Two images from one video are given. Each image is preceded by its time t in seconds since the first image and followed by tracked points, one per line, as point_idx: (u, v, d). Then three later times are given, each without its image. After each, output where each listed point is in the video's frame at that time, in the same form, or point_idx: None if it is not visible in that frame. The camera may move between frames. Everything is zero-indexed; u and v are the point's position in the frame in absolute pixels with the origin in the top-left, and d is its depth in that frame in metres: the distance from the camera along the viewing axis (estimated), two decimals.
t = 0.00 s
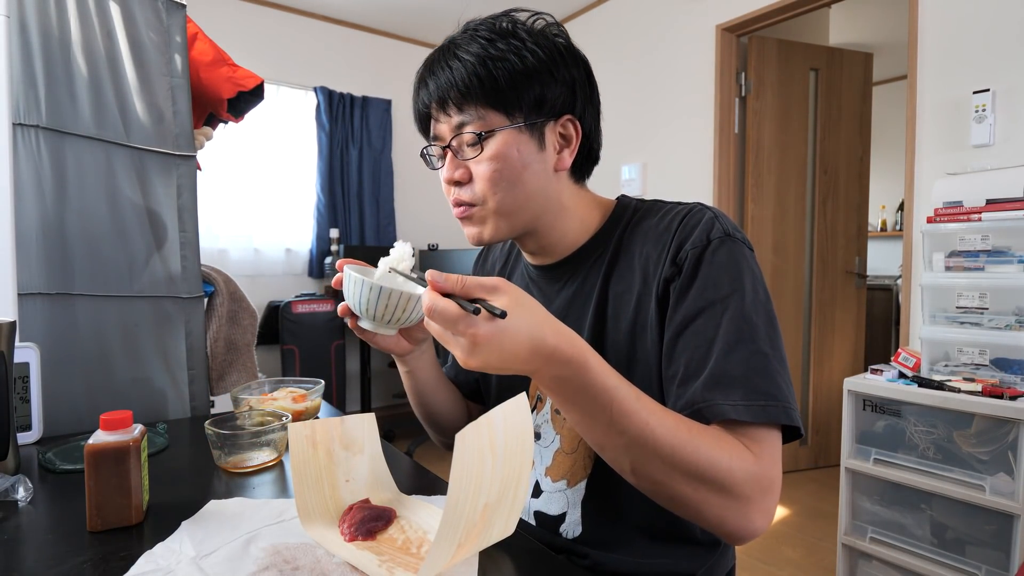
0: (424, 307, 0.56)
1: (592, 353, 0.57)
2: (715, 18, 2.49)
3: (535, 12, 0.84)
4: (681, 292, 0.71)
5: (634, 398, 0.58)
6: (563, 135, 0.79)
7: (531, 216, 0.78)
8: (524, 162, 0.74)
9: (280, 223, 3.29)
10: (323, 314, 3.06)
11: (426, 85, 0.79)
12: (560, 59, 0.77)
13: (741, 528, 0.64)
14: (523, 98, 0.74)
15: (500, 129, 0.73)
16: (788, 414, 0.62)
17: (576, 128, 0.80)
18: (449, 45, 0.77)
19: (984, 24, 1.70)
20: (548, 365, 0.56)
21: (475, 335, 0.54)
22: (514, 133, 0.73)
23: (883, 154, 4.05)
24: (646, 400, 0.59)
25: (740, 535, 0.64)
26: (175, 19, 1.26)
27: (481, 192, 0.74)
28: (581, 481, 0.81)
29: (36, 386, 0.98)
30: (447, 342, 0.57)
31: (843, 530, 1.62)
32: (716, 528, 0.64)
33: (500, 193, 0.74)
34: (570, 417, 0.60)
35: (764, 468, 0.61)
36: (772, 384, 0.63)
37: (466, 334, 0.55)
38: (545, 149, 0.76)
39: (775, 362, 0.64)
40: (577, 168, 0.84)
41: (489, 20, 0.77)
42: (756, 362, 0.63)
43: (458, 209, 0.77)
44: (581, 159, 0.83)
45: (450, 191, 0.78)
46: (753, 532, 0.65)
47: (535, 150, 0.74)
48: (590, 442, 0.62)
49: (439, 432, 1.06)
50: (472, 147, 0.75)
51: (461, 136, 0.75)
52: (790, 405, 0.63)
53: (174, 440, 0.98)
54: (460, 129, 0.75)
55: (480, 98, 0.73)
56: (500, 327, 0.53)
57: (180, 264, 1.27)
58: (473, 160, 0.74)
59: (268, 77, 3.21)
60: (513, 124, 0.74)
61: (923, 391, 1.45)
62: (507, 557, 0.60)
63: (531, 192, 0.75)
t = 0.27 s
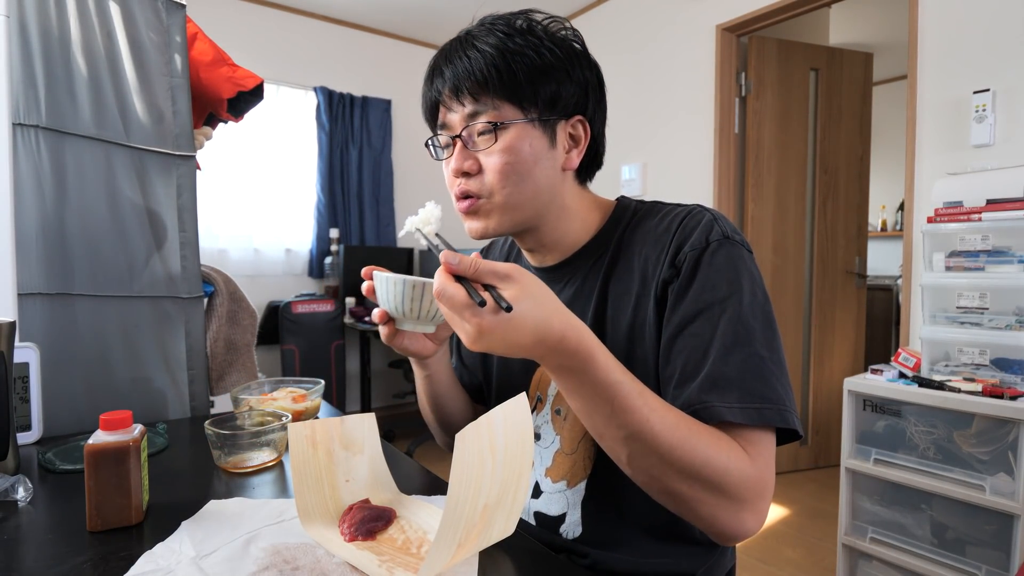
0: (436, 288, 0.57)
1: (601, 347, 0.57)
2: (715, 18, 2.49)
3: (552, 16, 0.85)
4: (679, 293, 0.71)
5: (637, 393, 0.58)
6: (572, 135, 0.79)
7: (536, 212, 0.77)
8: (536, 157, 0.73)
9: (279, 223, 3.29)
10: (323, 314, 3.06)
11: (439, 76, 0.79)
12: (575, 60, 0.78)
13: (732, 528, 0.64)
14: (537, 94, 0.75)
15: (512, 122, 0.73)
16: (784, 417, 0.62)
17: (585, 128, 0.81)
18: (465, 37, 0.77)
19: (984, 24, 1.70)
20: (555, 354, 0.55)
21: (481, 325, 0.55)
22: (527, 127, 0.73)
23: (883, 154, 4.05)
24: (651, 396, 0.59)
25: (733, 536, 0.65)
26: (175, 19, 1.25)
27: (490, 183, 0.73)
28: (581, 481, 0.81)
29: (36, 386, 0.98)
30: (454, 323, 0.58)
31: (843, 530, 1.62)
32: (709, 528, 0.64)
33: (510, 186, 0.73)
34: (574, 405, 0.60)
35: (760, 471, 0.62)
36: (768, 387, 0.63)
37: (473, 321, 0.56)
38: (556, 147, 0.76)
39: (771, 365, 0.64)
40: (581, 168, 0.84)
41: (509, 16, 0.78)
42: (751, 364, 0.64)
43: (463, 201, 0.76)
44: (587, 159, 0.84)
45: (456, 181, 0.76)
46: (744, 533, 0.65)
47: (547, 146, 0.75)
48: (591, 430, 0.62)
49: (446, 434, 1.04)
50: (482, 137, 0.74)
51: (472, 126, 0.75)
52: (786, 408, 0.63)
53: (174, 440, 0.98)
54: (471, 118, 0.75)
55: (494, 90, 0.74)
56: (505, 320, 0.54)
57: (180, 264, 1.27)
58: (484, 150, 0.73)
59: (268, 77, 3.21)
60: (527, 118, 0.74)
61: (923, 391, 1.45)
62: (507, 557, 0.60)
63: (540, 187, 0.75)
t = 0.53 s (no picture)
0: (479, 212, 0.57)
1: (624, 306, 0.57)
2: (715, 18, 2.49)
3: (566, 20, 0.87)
4: (675, 292, 0.70)
5: (655, 360, 0.57)
6: (581, 133, 0.79)
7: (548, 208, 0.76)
8: (553, 148, 0.73)
9: (279, 223, 3.29)
10: (323, 314, 3.06)
11: (454, 63, 0.79)
12: (592, 59, 0.79)
13: (730, 522, 0.62)
14: (557, 88, 0.75)
15: (530, 110, 0.72)
16: (780, 418, 0.62)
17: (594, 129, 0.81)
18: (485, 25, 0.78)
19: (984, 24, 1.70)
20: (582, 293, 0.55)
21: (512, 248, 0.54)
22: (544, 117, 0.73)
23: (883, 154, 4.05)
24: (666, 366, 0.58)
25: (730, 536, 0.63)
26: (175, 19, 1.25)
27: (506, 171, 0.72)
28: (581, 482, 0.81)
29: (36, 386, 0.98)
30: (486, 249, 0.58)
31: (843, 530, 1.62)
32: (707, 524, 0.62)
33: (525, 176, 0.72)
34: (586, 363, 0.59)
35: (761, 462, 0.61)
36: (762, 386, 0.62)
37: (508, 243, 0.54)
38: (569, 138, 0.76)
39: (764, 364, 0.64)
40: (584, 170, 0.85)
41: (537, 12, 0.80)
42: (746, 361, 0.63)
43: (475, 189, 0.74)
44: (592, 159, 0.84)
45: (468, 168, 0.74)
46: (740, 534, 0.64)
47: (562, 138, 0.74)
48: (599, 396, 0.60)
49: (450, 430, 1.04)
50: (500, 123, 0.73)
51: (489, 112, 0.74)
52: (779, 408, 0.62)
53: (174, 440, 0.98)
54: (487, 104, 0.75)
55: (515, 77, 0.74)
56: (537, 246, 0.54)
57: (180, 264, 1.27)
58: (500, 137, 0.72)
59: (268, 77, 3.21)
60: (545, 108, 0.74)
61: (923, 391, 1.45)
62: (507, 557, 0.60)
63: (556, 179, 0.74)
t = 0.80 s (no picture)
0: (508, 243, 0.50)
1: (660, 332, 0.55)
2: (715, 18, 2.49)
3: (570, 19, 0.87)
4: (687, 298, 0.71)
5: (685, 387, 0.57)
6: (590, 134, 0.80)
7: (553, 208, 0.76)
8: (562, 149, 0.74)
9: (279, 223, 3.29)
10: (323, 314, 3.06)
11: (461, 63, 0.79)
12: (600, 58, 0.80)
13: (751, 531, 0.64)
14: (567, 88, 0.75)
15: (540, 111, 0.73)
16: (796, 425, 0.64)
17: (601, 129, 0.82)
18: (494, 23, 0.78)
19: (984, 24, 1.70)
20: (622, 328, 0.52)
21: (555, 290, 0.50)
22: (552, 120, 0.73)
23: (883, 154, 4.05)
24: (697, 394, 0.58)
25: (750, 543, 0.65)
26: (175, 19, 1.25)
27: (512, 171, 0.72)
28: (582, 484, 0.81)
29: (36, 386, 0.98)
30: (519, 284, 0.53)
31: (843, 530, 1.62)
32: (729, 536, 0.64)
33: (532, 176, 0.72)
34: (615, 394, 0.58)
35: (778, 473, 0.63)
36: (782, 393, 0.64)
37: (547, 285, 0.50)
38: (579, 141, 0.77)
39: (779, 372, 0.65)
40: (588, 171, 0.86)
41: (547, 10, 0.80)
42: (762, 370, 0.64)
43: (479, 187, 0.73)
44: (598, 160, 0.85)
45: (473, 167, 0.73)
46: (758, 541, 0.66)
47: (570, 140, 0.75)
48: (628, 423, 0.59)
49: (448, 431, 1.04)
50: (508, 125, 0.74)
51: (498, 113, 0.74)
52: (795, 415, 0.64)
53: (174, 440, 0.98)
54: (496, 104, 0.75)
55: (525, 78, 0.74)
56: (582, 288, 0.50)
57: (180, 264, 1.27)
58: (509, 138, 0.72)
59: (268, 77, 3.21)
60: (555, 109, 0.74)
61: (923, 391, 1.45)
62: (507, 557, 0.60)
63: (561, 180, 0.74)
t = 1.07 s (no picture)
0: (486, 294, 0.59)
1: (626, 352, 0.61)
2: (715, 18, 2.49)
3: (517, 14, 0.79)
4: (695, 303, 0.71)
5: (664, 401, 0.61)
6: (560, 152, 0.77)
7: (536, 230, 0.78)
8: (524, 188, 0.73)
9: (279, 223, 3.29)
10: (323, 314, 3.06)
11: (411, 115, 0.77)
12: (547, 71, 0.73)
13: (746, 531, 0.67)
14: (514, 125, 0.71)
15: (495, 163, 0.72)
16: (796, 430, 0.65)
17: (571, 140, 0.77)
18: (430, 69, 0.74)
19: (984, 24, 1.70)
20: (596, 351, 0.58)
21: (533, 328, 0.56)
22: (511, 164, 0.72)
23: (883, 154, 4.06)
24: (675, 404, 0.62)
25: (745, 537, 0.68)
26: (175, 20, 1.25)
27: (486, 220, 0.75)
28: (582, 486, 0.81)
29: (36, 386, 0.98)
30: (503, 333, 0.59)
31: (843, 530, 1.62)
32: (723, 530, 0.67)
33: (505, 219, 0.74)
34: (599, 416, 0.62)
35: (773, 476, 0.65)
36: (784, 400, 0.65)
37: (530, 317, 0.56)
38: (543, 172, 0.75)
39: (784, 378, 0.66)
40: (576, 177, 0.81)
41: (516, 14, 0.79)
42: (768, 377, 0.65)
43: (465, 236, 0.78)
44: (580, 167, 0.81)
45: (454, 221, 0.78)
46: (755, 537, 0.68)
47: (532, 175, 0.74)
48: (614, 440, 0.64)
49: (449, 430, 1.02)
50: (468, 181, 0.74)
51: (457, 173, 0.74)
52: (799, 420, 0.65)
53: (174, 440, 0.98)
54: (453, 164, 0.74)
55: (469, 131, 0.71)
56: (550, 324, 0.56)
57: (180, 264, 1.27)
58: (473, 193, 0.74)
59: (268, 77, 3.21)
60: (507, 155, 0.72)
61: (923, 392, 1.45)
62: (507, 558, 0.60)
63: (536, 212, 0.76)
